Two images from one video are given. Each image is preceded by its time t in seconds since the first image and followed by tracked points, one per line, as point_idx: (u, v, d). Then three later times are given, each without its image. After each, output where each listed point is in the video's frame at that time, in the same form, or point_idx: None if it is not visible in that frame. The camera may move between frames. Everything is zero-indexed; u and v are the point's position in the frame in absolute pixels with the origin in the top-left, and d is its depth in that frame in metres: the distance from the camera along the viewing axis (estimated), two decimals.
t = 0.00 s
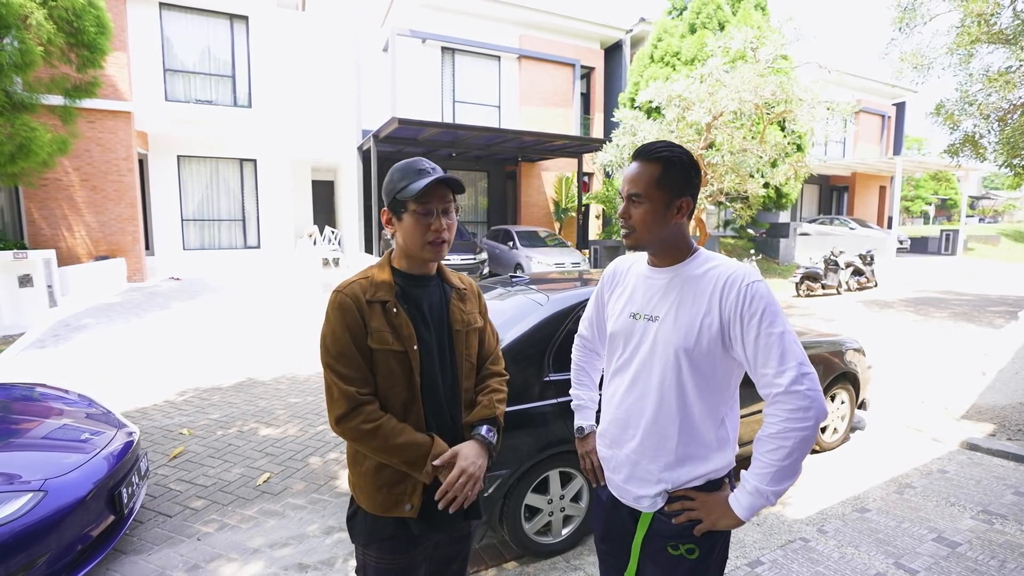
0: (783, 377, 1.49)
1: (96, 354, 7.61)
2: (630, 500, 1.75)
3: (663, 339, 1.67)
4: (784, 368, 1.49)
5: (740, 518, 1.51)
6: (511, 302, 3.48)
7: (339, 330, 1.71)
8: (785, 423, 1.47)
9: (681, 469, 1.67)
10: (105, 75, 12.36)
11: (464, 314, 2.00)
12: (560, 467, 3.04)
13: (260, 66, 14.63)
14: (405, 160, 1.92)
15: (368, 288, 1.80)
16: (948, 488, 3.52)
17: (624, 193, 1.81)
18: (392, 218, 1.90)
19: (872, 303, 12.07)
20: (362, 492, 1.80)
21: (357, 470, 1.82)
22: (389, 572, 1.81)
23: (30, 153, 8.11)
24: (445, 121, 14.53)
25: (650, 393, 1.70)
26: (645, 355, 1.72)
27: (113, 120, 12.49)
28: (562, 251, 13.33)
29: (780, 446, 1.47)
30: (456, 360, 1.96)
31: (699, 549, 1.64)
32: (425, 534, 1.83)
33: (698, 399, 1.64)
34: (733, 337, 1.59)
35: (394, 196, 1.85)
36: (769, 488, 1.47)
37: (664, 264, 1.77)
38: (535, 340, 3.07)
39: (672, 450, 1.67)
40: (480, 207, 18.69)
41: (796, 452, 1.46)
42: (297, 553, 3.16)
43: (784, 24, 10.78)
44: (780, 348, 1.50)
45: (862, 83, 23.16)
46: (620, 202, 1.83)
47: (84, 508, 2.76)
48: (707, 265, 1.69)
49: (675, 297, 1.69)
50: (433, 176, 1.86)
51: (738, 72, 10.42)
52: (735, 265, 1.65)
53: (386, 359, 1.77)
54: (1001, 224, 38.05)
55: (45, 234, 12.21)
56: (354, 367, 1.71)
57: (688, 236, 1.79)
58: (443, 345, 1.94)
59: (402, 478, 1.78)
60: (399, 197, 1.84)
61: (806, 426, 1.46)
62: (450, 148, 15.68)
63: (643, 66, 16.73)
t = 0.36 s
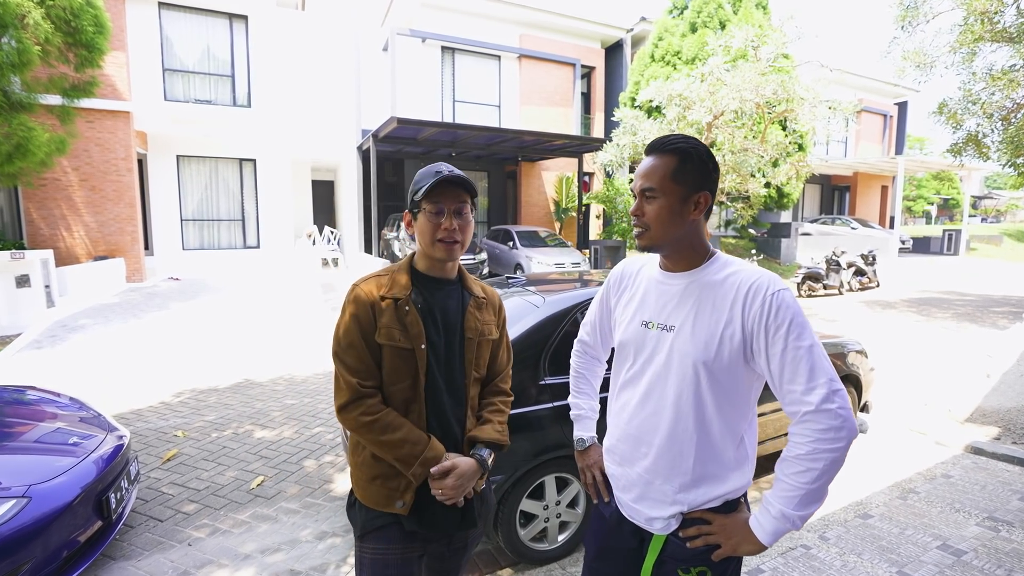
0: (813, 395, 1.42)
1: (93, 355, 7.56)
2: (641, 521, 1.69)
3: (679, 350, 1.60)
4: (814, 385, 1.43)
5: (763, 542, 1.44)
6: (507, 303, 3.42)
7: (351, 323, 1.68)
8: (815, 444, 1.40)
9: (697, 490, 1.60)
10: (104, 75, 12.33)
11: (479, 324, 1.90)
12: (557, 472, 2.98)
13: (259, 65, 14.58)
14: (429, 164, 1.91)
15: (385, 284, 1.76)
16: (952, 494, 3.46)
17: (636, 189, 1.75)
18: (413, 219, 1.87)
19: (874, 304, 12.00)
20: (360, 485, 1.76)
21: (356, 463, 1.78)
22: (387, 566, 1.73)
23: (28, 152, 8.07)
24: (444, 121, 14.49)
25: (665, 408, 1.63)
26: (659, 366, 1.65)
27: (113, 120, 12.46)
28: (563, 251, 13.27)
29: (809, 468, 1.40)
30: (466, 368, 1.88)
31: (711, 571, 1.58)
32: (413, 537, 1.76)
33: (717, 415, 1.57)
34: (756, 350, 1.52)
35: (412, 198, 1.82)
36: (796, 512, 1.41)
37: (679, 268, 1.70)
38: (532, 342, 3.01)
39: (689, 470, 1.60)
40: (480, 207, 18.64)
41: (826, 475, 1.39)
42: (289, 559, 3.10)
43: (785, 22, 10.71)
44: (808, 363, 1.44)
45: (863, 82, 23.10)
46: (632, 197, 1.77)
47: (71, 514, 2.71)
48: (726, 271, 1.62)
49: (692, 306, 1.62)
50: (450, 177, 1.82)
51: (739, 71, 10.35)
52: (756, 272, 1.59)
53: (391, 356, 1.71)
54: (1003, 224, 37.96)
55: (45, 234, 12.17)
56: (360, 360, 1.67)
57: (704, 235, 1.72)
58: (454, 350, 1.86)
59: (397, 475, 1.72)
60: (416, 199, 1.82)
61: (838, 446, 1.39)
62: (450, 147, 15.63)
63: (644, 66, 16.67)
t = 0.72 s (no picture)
0: (822, 397, 1.39)
1: (91, 355, 7.53)
2: (643, 530, 1.65)
3: (680, 351, 1.57)
4: (821, 386, 1.40)
5: (771, 549, 1.41)
6: (505, 303, 3.39)
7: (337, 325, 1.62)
8: (824, 447, 1.37)
9: (702, 496, 1.57)
10: (104, 75, 12.31)
11: (474, 319, 1.89)
12: (553, 474, 2.96)
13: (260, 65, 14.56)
14: (401, 167, 1.77)
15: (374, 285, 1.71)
16: (953, 496, 3.42)
17: (637, 180, 1.72)
18: (399, 231, 1.76)
19: (875, 304, 11.94)
20: (351, 495, 1.72)
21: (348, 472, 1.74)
22: None
23: (27, 152, 8.04)
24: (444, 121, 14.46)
25: (667, 412, 1.59)
26: (660, 368, 1.61)
27: (113, 120, 12.44)
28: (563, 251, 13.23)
29: (818, 471, 1.37)
30: (464, 368, 1.85)
31: None
32: (415, 549, 1.73)
33: (720, 418, 1.54)
34: (760, 350, 1.49)
35: (403, 207, 1.71)
36: (805, 517, 1.38)
37: (679, 265, 1.67)
38: (527, 342, 2.99)
39: (692, 476, 1.57)
40: (481, 207, 18.60)
41: (836, 479, 1.36)
42: (284, 561, 3.07)
43: (786, 21, 10.68)
44: (815, 364, 1.42)
45: (864, 82, 23.07)
46: (634, 190, 1.74)
47: (62, 515, 2.68)
48: (728, 269, 1.60)
49: (693, 306, 1.59)
50: (440, 183, 1.76)
51: (740, 71, 10.30)
52: (759, 270, 1.56)
53: (384, 358, 1.67)
54: (1005, 224, 37.88)
55: (44, 233, 12.15)
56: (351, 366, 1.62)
57: (706, 230, 1.70)
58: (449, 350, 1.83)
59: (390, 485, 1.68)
60: (407, 207, 1.71)
61: (846, 448, 1.37)
62: (450, 147, 15.61)
63: (644, 66, 16.64)
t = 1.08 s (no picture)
0: (825, 401, 1.37)
1: (91, 356, 7.51)
2: (644, 538, 1.63)
3: (680, 353, 1.54)
4: (826, 390, 1.38)
5: (776, 557, 1.39)
6: (504, 304, 3.37)
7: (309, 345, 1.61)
8: (830, 454, 1.35)
9: (704, 504, 1.55)
10: (104, 75, 12.30)
11: (458, 324, 1.85)
12: (552, 477, 2.93)
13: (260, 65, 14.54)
14: (392, 168, 1.69)
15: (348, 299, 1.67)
16: (956, 499, 3.39)
17: (635, 178, 1.69)
18: (378, 237, 1.71)
19: (876, 305, 11.91)
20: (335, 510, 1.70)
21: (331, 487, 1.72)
22: None
23: (27, 152, 8.01)
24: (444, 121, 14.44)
25: (667, 417, 1.57)
26: (659, 371, 1.59)
27: (113, 120, 12.42)
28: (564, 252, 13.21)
29: (824, 479, 1.35)
30: (450, 375, 1.83)
31: None
32: (404, 556, 1.72)
33: (722, 422, 1.52)
34: (763, 352, 1.47)
35: (386, 218, 1.66)
36: (810, 525, 1.36)
37: (678, 265, 1.64)
38: (527, 344, 2.96)
39: (694, 482, 1.54)
40: (481, 207, 18.58)
41: (842, 487, 1.34)
42: (281, 564, 3.05)
43: (787, 22, 10.65)
44: (820, 367, 1.39)
45: (866, 83, 23.05)
46: (631, 188, 1.71)
47: (58, 517, 2.66)
48: (728, 269, 1.57)
49: (694, 306, 1.56)
50: (429, 197, 1.70)
51: (741, 71, 10.27)
52: (760, 269, 1.53)
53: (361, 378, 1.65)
54: (1005, 224, 37.86)
55: (44, 233, 12.12)
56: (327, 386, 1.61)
57: (706, 230, 1.67)
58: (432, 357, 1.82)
59: (371, 503, 1.66)
60: (387, 220, 1.66)
61: (852, 454, 1.34)
62: (450, 148, 15.58)
63: (645, 66, 16.62)
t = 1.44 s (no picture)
0: (843, 415, 1.33)
1: (92, 356, 7.49)
2: (653, 550, 1.60)
3: (691, 364, 1.51)
4: (844, 403, 1.34)
5: (790, 571, 1.36)
6: (506, 305, 3.34)
7: (295, 364, 1.58)
8: (848, 468, 1.31)
9: (716, 516, 1.51)
10: (105, 74, 12.29)
11: (453, 333, 1.81)
12: (554, 481, 2.90)
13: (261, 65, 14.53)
14: (385, 169, 1.66)
15: (337, 313, 1.64)
16: (964, 504, 3.36)
17: (643, 181, 1.66)
18: (366, 241, 1.68)
19: (880, 305, 11.86)
20: (330, 525, 1.69)
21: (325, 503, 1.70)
22: None
23: (28, 152, 8.00)
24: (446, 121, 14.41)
25: (677, 429, 1.54)
26: (669, 381, 1.56)
27: (114, 120, 12.41)
28: (565, 252, 13.17)
29: (840, 494, 1.32)
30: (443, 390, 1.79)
31: None
32: (403, 568, 1.70)
33: (735, 434, 1.49)
34: (778, 363, 1.43)
35: (373, 221, 1.63)
36: (825, 540, 1.33)
37: (688, 271, 1.61)
38: (529, 345, 2.93)
39: (706, 495, 1.51)
40: (483, 207, 18.55)
41: (858, 502, 1.31)
42: (281, 568, 3.03)
43: (790, 21, 10.60)
44: (838, 378, 1.36)
45: (869, 82, 22.99)
46: (639, 192, 1.67)
47: (55, 520, 2.63)
48: (740, 276, 1.54)
49: (705, 314, 1.53)
50: (423, 200, 1.66)
51: (743, 70, 10.22)
52: (774, 277, 1.50)
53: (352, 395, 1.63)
54: (1009, 224, 37.73)
55: (45, 233, 12.11)
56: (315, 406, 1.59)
57: (716, 233, 1.63)
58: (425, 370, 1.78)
59: (364, 520, 1.64)
60: (374, 223, 1.63)
61: (871, 469, 1.31)
62: (452, 147, 15.54)
63: (647, 66, 16.57)
